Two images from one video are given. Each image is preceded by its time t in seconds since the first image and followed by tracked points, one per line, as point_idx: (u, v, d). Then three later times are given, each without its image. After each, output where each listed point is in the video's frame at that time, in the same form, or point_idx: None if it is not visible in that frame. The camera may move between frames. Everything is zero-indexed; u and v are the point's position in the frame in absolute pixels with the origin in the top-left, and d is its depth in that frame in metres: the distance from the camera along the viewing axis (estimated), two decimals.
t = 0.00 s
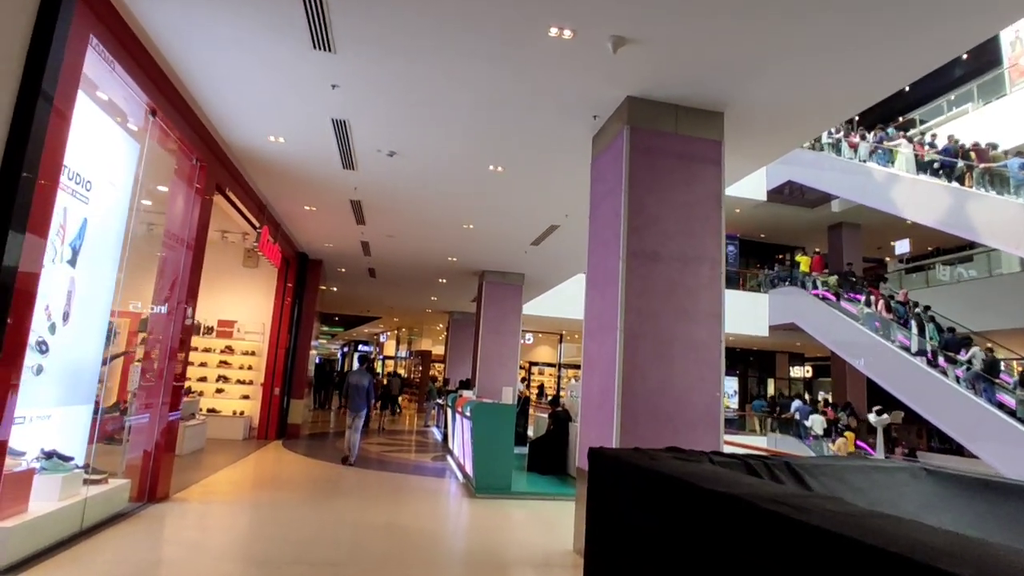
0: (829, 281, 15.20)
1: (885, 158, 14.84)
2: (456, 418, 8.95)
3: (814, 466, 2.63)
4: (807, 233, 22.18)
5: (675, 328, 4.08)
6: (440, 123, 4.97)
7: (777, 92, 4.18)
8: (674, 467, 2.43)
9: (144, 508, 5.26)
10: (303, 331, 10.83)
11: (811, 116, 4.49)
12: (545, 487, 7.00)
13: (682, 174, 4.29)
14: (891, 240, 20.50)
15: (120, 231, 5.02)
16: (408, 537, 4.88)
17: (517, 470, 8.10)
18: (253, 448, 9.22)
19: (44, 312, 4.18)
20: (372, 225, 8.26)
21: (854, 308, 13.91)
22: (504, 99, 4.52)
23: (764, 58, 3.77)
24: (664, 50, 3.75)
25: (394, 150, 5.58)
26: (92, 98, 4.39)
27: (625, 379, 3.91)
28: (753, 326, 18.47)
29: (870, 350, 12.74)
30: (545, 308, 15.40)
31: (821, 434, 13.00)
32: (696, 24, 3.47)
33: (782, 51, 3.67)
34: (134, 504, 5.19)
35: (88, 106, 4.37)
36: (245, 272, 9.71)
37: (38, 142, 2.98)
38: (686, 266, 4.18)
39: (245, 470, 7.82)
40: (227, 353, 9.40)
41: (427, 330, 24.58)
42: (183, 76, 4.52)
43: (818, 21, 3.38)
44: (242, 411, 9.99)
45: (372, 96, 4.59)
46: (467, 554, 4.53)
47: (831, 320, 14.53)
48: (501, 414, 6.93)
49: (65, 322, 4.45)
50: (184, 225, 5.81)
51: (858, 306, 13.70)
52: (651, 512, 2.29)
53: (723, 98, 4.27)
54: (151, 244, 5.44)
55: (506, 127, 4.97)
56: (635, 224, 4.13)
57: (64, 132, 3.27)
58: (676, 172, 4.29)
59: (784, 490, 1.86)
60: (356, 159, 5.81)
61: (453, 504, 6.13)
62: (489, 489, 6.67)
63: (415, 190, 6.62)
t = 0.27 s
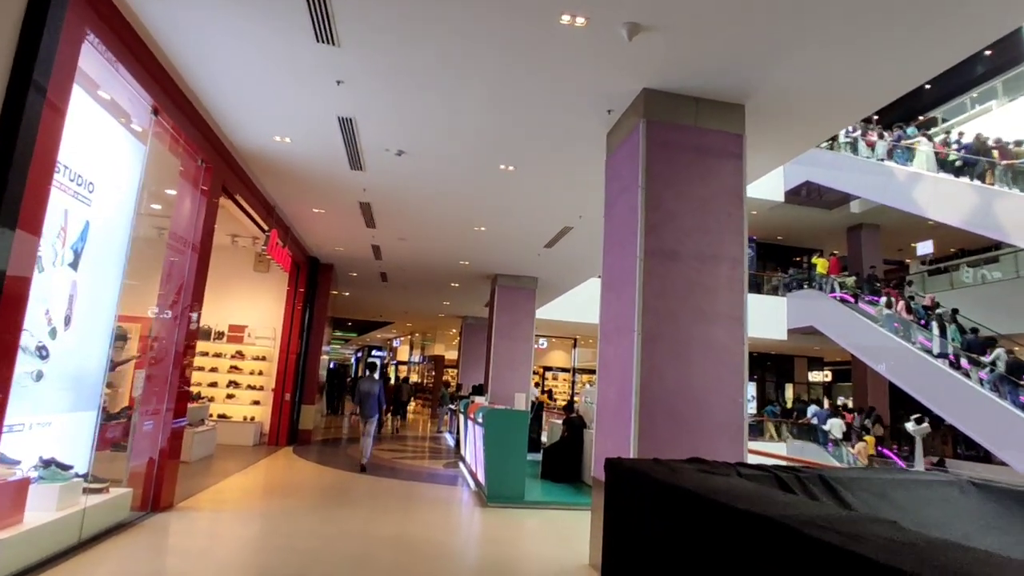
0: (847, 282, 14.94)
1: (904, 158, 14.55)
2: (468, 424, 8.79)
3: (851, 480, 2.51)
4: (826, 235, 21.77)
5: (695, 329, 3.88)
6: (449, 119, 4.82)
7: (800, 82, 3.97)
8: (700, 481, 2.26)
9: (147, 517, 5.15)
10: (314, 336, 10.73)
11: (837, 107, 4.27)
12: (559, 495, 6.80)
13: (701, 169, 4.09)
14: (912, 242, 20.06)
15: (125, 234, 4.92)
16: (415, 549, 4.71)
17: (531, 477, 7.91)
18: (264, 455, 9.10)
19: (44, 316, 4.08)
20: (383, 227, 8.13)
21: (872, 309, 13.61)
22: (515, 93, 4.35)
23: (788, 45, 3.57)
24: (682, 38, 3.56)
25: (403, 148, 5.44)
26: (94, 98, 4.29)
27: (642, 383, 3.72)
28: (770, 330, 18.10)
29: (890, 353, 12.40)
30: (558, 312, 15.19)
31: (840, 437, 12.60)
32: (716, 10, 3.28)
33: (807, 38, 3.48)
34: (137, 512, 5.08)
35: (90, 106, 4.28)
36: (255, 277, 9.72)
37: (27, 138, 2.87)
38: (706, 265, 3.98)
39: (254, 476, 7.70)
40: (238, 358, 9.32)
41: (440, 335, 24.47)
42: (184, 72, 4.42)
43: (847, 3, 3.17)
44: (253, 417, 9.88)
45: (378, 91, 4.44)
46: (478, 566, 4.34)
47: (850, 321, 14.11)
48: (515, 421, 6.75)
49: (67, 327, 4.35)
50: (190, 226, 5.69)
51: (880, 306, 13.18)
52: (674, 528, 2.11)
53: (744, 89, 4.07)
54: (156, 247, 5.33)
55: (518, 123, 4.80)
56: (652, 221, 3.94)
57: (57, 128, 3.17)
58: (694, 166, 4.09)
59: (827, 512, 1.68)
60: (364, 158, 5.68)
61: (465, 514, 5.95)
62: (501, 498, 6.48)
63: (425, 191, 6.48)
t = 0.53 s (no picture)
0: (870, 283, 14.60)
1: (926, 155, 14.26)
2: (483, 430, 8.59)
3: (897, 496, 2.31)
4: (849, 236, 21.29)
5: (719, 332, 3.67)
6: (459, 117, 4.67)
7: (830, 72, 3.75)
8: (733, 497, 2.07)
9: (154, 525, 5.04)
10: (328, 341, 10.67)
11: (869, 98, 4.03)
12: (577, 505, 6.59)
13: (723, 164, 3.90)
14: (938, 243, 19.56)
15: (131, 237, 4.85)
16: (426, 560, 4.55)
17: (547, 485, 7.71)
18: (277, 460, 9.02)
19: (48, 321, 4.00)
20: (396, 230, 8.02)
21: (896, 310, 13.20)
22: (529, 87, 4.18)
23: (818, 32, 3.37)
24: (703, 27, 3.37)
25: (415, 148, 5.31)
26: (100, 98, 4.21)
27: (664, 388, 3.52)
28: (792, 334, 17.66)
29: (916, 355, 12.03)
30: (574, 316, 14.99)
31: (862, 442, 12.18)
32: None
33: (837, 25, 3.27)
34: (144, 521, 4.99)
35: (96, 107, 4.20)
36: (270, 281, 9.67)
37: (21, 134, 2.78)
38: (730, 265, 3.77)
39: (267, 483, 7.60)
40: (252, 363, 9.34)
41: (455, 339, 24.37)
42: (190, 70, 4.33)
43: None
44: (267, 423, 9.81)
45: (386, 89, 4.31)
46: None
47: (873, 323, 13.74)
48: (531, 427, 6.54)
49: (72, 332, 4.26)
50: (200, 229, 5.62)
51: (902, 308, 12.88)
52: (706, 548, 1.93)
53: (770, 80, 3.86)
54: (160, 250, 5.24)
55: (531, 119, 4.63)
56: (672, 219, 3.75)
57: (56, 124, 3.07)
58: (716, 162, 3.90)
59: (882, 536, 1.49)
60: (375, 158, 5.56)
61: (479, 524, 5.78)
62: (517, 507, 6.29)
63: (438, 192, 6.35)
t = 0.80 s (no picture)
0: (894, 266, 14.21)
1: (954, 133, 13.77)
2: (499, 419, 8.44)
3: (949, 492, 2.10)
4: (874, 222, 20.73)
5: (747, 315, 3.45)
6: (472, 92, 4.48)
7: (869, 36, 3.49)
8: (768, 492, 1.87)
9: (164, 514, 4.97)
10: (343, 328, 10.56)
11: (909, 65, 3.76)
12: (595, 495, 6.41)
13: (752, 137, 3.66)
14: (968, 227, 18.96)
15: (136, 220, 4.74)
16: (437, 551, 4.43)
17: (565, 474, 7.56)
18: (292, 448, 8.97)
19: (51, 306, 3.91)
20: (409, 215, 7.86)
21: (921, 295, 12.86)
22: (544, 58, 3.97)
23: None
24: None
25: (425, 127, 5.13)
26: (101, 77, 4.08)
27: (687, 374, 3.32)
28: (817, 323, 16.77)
29: (942, 340, 11.69)
30: (592, 303, 14.77)
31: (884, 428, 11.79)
32: None
33: None
34: (152, 509, 4.91)
35: (97, 85, 4.07)
36: (283, 268, 9.66)
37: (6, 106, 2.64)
38: (759, 243, 3.55)
39: (281, 471, 7.54)
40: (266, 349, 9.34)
41: (472, 328, 24.27)
42: (192, 44, 4.18)
43: None
44: (281, 410, 9.77)
45: (395, 62, 4.12)
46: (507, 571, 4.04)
47: (896, 307, 13.39)
48: (547, 414, 6.37)
49: (77, 317, 4.17)
50: (207, 213, 5.49)
51: (925, 294, 12.63)
52: (740, 549, 1.74)
53: (802, 46, 3.61)
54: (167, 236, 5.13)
55: (547, 93, 4.42)
56: (697, 195, 3.53)
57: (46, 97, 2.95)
58: (744, 134, 3.66)
59: (949, 542, 1.30)
60: (385, 138, 5.39)
61: (495, 514, 5.63)
62: (533, 497, 6.14)
63: (450, 174, 6.17)
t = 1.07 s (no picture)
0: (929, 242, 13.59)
1: (997, 100, 12.69)
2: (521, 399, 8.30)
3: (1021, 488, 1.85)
4: (911, 196, 19.94)
5: (784, 291, 3.20)
6: (489, 57, 4.23)
7: None
8: (814, 488, 1.66)
9: (179, 495, 4.92)
10: (364, 306, 10.46)
11: (968, 17, 3.42)
12: (619, 479, 6.23)
13: (791, 98, 3.37)
14: (1012, 201, 18.11)
15: (145, 196, 4.63)
16: (454, 536, 4.32)
17: (588, 456, 7.41)
18: (314, 427, 8.96)
19: (60, 285, 3.82)
20: (427, 191, 7.67)
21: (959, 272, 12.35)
22: (564, 18, 3.71)
23: None
24: None
25: (441, 96, 4.90)
26: (103, 48, 3.93)
27: (719, 354, 3.10)
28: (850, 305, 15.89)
29: (983, 321, 11.25)
30: (615, 282, 14.48)
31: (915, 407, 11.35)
32: None
33: None
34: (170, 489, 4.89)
35: (99, 55, 3.92)
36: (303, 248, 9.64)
37: None
38: (798, 213, 3.27)
39: (302, 450, 7.52)
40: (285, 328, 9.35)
41: (495, 307, 24.15)
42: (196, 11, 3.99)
43: None
44: (303, 390, 9.70)
45: (407, 26, 3.90)
46: (528, 557, 3.91)
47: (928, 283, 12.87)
48: (570, 395, 6.19)
49: (88, 296, 4.08)
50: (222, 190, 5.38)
51: (963, 270, 12.09)
52: (778, 552, 1.53)
53: None
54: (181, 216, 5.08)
55: (567, 58, 4.15)
56: (730, 162, 3.26)
57: (35, 63, 2.82)
58: (782, 95, 3.37)
59: None
60: (399, 110, 5.18)
61: (516, 498, 5.49)
62: (555, 480, 5.98)
63: (469, 146, 5.95)
